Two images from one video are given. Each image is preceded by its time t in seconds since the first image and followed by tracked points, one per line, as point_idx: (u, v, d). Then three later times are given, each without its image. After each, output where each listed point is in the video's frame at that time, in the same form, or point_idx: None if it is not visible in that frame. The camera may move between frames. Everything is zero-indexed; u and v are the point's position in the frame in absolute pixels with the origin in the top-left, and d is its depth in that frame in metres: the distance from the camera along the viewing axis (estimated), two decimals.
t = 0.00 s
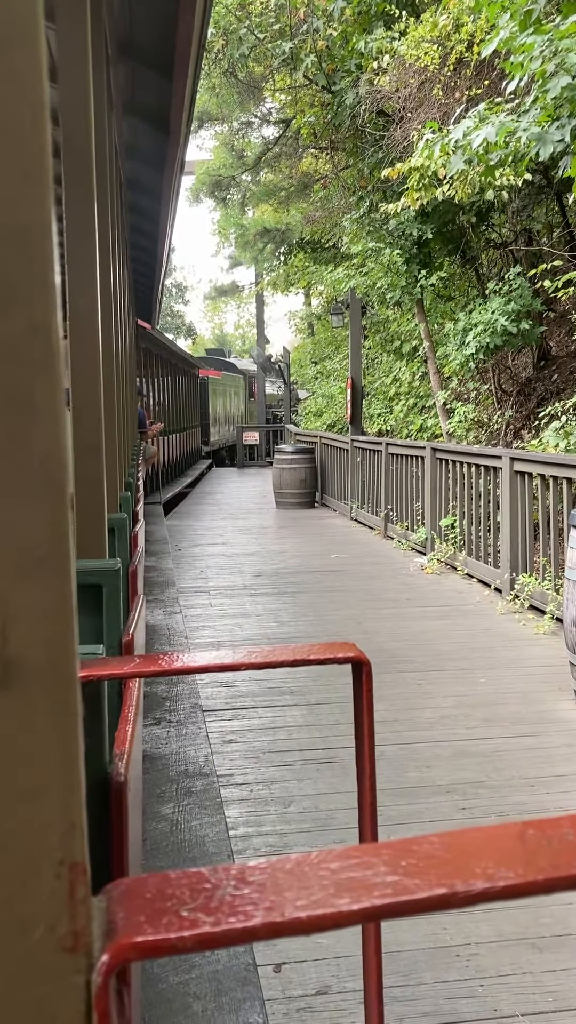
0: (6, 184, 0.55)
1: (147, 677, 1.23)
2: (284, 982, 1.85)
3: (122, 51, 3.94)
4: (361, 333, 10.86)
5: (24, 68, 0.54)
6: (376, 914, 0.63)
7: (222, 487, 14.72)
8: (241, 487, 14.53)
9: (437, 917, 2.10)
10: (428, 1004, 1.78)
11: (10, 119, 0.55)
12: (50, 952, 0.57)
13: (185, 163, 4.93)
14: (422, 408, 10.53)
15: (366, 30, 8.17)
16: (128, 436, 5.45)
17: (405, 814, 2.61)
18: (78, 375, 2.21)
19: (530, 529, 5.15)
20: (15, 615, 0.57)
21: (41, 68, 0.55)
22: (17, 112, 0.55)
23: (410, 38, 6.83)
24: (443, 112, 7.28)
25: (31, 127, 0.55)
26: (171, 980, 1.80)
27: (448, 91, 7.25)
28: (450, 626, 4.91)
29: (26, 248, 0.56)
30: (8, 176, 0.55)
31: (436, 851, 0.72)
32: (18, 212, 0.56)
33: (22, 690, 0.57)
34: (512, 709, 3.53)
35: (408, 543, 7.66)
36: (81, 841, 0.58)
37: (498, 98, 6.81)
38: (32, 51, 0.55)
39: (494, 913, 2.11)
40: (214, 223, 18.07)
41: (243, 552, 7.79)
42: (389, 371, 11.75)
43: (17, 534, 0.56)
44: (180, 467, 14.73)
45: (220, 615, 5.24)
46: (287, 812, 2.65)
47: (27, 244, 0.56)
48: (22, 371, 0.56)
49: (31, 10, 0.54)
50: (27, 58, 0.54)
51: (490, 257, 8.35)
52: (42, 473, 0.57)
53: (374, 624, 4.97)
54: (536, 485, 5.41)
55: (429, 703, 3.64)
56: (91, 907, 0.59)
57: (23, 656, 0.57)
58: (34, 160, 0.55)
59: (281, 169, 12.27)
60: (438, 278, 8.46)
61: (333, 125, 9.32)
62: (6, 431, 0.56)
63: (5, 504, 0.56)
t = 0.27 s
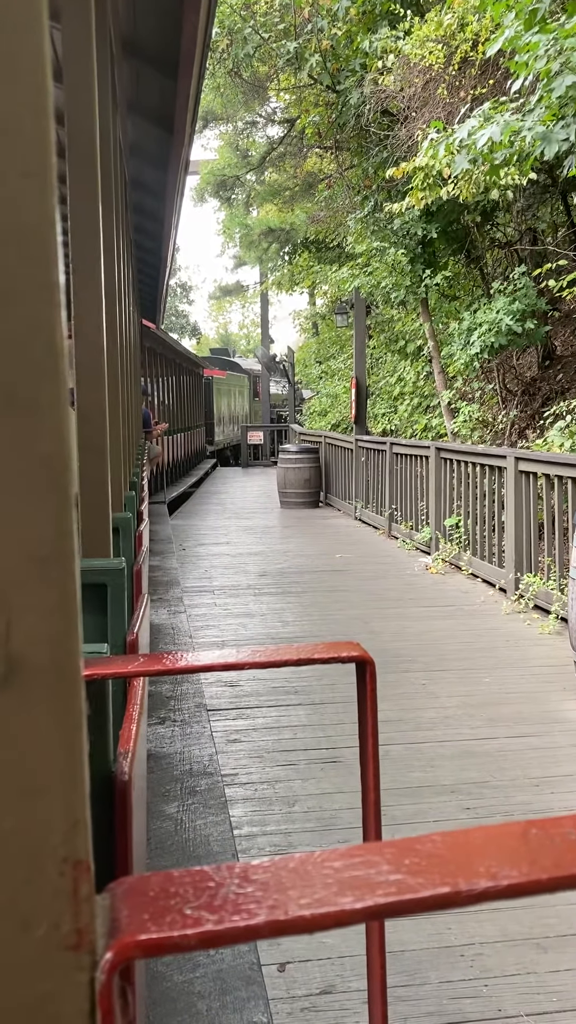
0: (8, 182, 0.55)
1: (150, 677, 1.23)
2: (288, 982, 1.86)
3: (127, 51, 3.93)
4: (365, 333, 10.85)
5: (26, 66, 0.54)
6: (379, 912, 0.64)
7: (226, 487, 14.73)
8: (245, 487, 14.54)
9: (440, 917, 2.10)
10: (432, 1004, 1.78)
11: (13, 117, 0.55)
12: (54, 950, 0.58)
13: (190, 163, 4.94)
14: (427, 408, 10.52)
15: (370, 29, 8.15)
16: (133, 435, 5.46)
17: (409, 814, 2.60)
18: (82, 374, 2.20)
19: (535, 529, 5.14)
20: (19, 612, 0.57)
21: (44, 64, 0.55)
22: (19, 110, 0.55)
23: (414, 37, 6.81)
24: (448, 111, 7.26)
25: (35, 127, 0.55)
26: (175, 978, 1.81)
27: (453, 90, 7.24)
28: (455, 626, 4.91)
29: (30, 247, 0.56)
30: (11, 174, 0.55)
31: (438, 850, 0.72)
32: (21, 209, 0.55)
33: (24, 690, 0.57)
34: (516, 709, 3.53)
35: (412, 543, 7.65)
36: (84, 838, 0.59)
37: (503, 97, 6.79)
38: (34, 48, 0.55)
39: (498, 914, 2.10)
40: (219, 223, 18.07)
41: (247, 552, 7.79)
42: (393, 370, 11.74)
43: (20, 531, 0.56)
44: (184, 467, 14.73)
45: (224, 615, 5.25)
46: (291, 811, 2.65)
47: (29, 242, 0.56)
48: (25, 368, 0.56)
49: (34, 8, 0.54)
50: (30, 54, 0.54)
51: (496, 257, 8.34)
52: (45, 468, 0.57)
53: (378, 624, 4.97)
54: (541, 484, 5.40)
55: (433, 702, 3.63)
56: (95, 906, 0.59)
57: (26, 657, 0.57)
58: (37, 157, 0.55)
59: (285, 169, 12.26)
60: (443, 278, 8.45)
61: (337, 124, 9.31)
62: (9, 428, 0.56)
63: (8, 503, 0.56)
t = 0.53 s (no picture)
0: (27, 183, 0.56)
1: (158, 676, 1.24)
2: (295, 982, 1.86)
3: (133, 51, 3.92)
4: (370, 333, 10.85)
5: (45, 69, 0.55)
6: (394, 913, 0.64)
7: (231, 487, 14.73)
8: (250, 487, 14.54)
9: (447, 918, 2.09)
10: (438, 1005, 1.78)
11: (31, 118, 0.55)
12: (69, 950, 0.58)
13: (195, 163, 4.94)
14: (432, 408, 10.52)
15: (376, 30, 8.15)
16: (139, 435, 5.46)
17: (415, 814, 2.60)
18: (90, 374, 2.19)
19: (540, 529, 5.14)
20: (35, 611, 0.57)
21: (62, 68, 0.56)
22: (37, 111, 0.55)
23: (420, 37, 6.82)
24: (453, 111, 7.25)
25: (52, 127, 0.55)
26: (182, 978, 1.81)
27: (459, 90, 7.23)
28: (460, 626, 4.90)
29: (48, 247, 0.56)
30: (28, 176, 0.55)
31: (452, 851, 0.72)
32: (38, 210, 0.56)
33: (40, 689, 0.57)
34: (522, 709, 3.53)
35: (417, 543, 7.65)
36: (100, 838, 0.59)
37: (509, 97, 6.79)
38: (52, 50, 0.55)
39: (505, 914, 2.10)
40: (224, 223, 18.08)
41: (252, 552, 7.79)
42: (398, 370, 11.73)
43: (35, 530, 0.57)
44: (189, 467, 14.74)
45: (230, 615, 5.25)
46: (297, 811, 2.65)
47: (47, 241, 0.56)
48: (42, 366, 0.56)
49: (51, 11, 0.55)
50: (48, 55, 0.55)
51: (501, 256, 8.33)
52: (62, 467, 0.57)
53: (384, 625, 4.97)
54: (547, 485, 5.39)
55: (438, 703, 3.63)
56: (110, 904, 0.59)
57: (42, 657, 0.57)
58: (54, 159, 0.56)
59: (291, 169, 12.26)
60: (448, 278, 8.46)
61: (343, 124, 9.31)
62: (26, 427, 0.56)
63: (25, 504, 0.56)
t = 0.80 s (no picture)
0: (35, 184, 0.56)
1: (163, 675, 1.24)
2: (299, 982, 1.86)
3: (139, 51, 3.92)
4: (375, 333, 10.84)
5: (54, 74, 0.55)
6: (401, 912, 0.64)
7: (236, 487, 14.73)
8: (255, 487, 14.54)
9: (452, 918, 2.09)
10: (443, 1005, 1.78)
11: (41, 119, 0.55)
12: (77, 949, 0.58)
13: (200, 163, 4.95)
14: (437, 408, 10.51)
15: (381, 30, 8.15)
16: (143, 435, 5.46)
17: (420, 814, 2.60)
18: (96, 373, 2.19)
19: (545, 529, 5.13)
20: (44, 610, 0.57)
21: (72, 71, 0.56)
22: (46, 113, 0.55)
23: (425, 36, 6.81)
24: (459, 111, 7.25)
25: (62, 127, 0.55)
26: (186, 977, 1.81)
27: (464, 90, 7.22)
28: (465, 626, 4.90)
29: (56, 246, 0.56)
30: (38, 177, 0.56)
31: (459, 851, 0.72)
32: (46, 210, 0.56)
33: (48, 689, 0.57)
34: (527, 710, 3.52)
35: (422, 543, 7.64)
36: (107, 838, 0.59)
37: (514, 97, 6.78)
38: (62, 53, 0.55)
39: (509, 915, 2.10)
40: (229, 223, 18.09)
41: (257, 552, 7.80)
42: (403, 370, 11.72)
43: (44, 527, 0.57)
44: (194, 467, 14.75)
45: (234, 615, 5.25)
46: (302, 811, 2.65)
47: (55, 242, 0.56)
48: (51, 365, 0.56)
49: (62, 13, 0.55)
50: (57, 59, 0.55)
51: (506, 256, 8.32)
52: (70, 466, 0.57)
53: (388, 625, 4.97)
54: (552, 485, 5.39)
55: (443, 703, 3.63)
56: (118, 903, 0.60)
57: (50, 658, 0.57)
58: (64, 159, 0.56)
59: (296, 169, 12.25)
60: (453, 277, 8.45)
61: (348, 124, 9.30)
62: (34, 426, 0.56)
63: (33, 503, 0.57)
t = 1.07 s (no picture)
0: (43, 180, 0.56)
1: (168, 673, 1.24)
2: (304, 982, 1.86)
3: (145, 51, 3.91)
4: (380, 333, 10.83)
5: (62, 70, 0.55)
6: (411, 912, 0.63)
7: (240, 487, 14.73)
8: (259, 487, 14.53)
9: (457, 919, 2.09)
10: (449, 1005, 1.77)
11: (49, 116, 0.55)
12: (86, 948, 0.58)
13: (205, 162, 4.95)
14: (442, 408, 10.51)
15: (386, 29, 8.14)
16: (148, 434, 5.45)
17: (425, 815, 2.60)
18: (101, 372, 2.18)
19: (550, 529, 5.12)
20: (53, 608, 0.57)
21: (81, 68, 0.56)
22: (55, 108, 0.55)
23: (430, 36, 6.81)
24: (464, 111, 7.23)
25: (70, 124, 0.55)
26: (191, 977, 1.81)
27: (469, 90, 7.21)
28: (470, 626, 4.90)
29: (66, 243, 0.56)
30: (46, 174, 0.56)
31: (468, 851, 0.72)
32: (55, 205, 0.56)
33: (56, 688, 0.57)
34: (532, 710, 3.52)
35: (427, 543, 7.63)
36: (116, 838, 0.59)
37: (519, 97, 6.77)
38: (71, 51, 0.55)
39: (515, 915, 2.10)
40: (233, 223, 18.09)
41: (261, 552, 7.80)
42: (408, 370, 11.71)
43: (52, 524, 0.57)
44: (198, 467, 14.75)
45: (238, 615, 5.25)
46: (307, 810, 2.65)
47: (63, 239, 0.56)
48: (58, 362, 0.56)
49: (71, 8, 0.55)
50: (66, 56, 0.55)
51: (511, 256, 8.31)
52: (79, 462, 0.57)
53: (393, 625, 4.96)
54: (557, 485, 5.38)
55: (448, 703, 3.63)
56: (127, 903, 0.60)
57: (60, 656, 0.57)
58: (72, 157, 0.56)
59: (300, 169, 12.25)
60: (458, 277, 8.44)
61: (352, 124, 9.30)
62: (42, 423, 0.56)
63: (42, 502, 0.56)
